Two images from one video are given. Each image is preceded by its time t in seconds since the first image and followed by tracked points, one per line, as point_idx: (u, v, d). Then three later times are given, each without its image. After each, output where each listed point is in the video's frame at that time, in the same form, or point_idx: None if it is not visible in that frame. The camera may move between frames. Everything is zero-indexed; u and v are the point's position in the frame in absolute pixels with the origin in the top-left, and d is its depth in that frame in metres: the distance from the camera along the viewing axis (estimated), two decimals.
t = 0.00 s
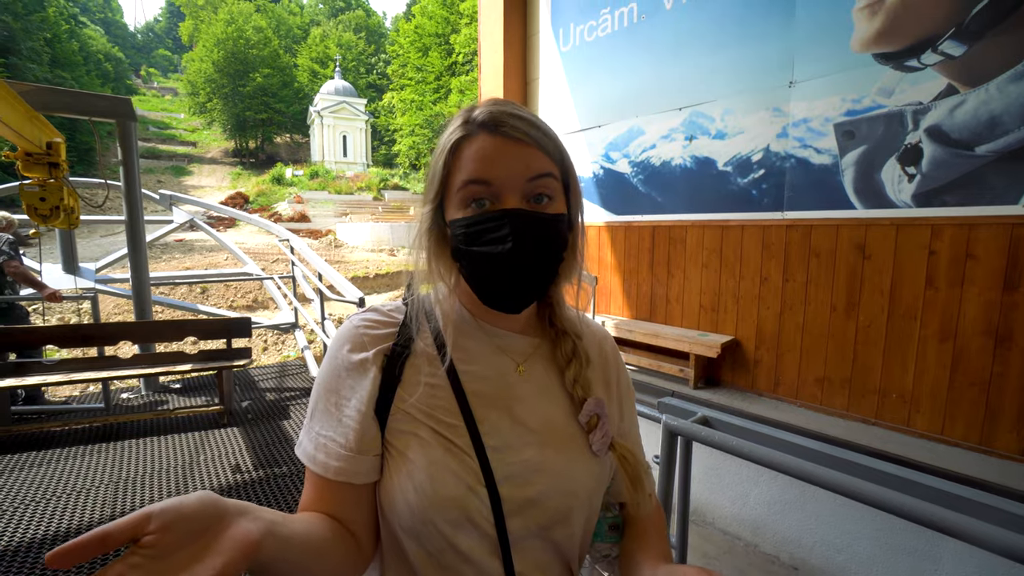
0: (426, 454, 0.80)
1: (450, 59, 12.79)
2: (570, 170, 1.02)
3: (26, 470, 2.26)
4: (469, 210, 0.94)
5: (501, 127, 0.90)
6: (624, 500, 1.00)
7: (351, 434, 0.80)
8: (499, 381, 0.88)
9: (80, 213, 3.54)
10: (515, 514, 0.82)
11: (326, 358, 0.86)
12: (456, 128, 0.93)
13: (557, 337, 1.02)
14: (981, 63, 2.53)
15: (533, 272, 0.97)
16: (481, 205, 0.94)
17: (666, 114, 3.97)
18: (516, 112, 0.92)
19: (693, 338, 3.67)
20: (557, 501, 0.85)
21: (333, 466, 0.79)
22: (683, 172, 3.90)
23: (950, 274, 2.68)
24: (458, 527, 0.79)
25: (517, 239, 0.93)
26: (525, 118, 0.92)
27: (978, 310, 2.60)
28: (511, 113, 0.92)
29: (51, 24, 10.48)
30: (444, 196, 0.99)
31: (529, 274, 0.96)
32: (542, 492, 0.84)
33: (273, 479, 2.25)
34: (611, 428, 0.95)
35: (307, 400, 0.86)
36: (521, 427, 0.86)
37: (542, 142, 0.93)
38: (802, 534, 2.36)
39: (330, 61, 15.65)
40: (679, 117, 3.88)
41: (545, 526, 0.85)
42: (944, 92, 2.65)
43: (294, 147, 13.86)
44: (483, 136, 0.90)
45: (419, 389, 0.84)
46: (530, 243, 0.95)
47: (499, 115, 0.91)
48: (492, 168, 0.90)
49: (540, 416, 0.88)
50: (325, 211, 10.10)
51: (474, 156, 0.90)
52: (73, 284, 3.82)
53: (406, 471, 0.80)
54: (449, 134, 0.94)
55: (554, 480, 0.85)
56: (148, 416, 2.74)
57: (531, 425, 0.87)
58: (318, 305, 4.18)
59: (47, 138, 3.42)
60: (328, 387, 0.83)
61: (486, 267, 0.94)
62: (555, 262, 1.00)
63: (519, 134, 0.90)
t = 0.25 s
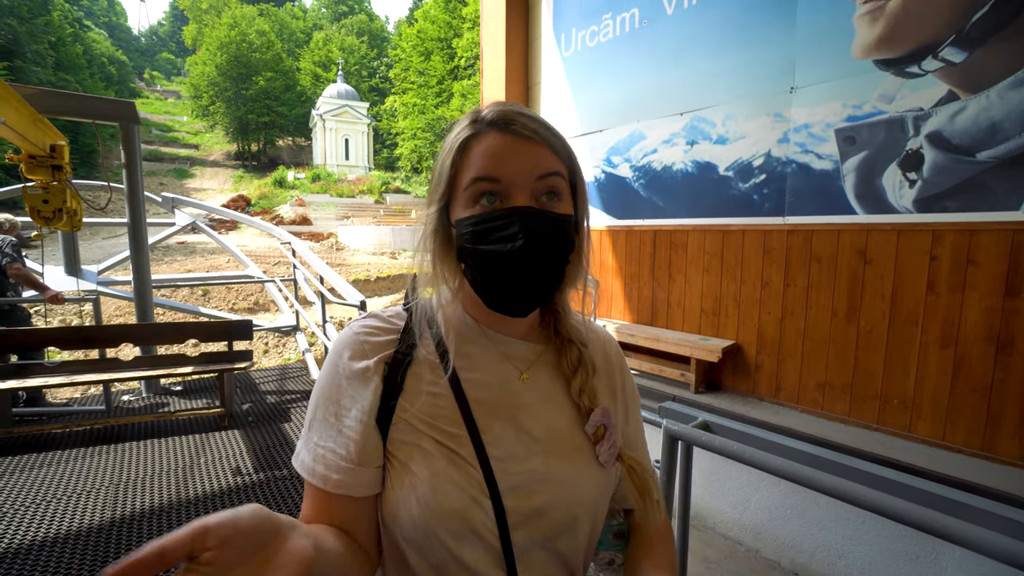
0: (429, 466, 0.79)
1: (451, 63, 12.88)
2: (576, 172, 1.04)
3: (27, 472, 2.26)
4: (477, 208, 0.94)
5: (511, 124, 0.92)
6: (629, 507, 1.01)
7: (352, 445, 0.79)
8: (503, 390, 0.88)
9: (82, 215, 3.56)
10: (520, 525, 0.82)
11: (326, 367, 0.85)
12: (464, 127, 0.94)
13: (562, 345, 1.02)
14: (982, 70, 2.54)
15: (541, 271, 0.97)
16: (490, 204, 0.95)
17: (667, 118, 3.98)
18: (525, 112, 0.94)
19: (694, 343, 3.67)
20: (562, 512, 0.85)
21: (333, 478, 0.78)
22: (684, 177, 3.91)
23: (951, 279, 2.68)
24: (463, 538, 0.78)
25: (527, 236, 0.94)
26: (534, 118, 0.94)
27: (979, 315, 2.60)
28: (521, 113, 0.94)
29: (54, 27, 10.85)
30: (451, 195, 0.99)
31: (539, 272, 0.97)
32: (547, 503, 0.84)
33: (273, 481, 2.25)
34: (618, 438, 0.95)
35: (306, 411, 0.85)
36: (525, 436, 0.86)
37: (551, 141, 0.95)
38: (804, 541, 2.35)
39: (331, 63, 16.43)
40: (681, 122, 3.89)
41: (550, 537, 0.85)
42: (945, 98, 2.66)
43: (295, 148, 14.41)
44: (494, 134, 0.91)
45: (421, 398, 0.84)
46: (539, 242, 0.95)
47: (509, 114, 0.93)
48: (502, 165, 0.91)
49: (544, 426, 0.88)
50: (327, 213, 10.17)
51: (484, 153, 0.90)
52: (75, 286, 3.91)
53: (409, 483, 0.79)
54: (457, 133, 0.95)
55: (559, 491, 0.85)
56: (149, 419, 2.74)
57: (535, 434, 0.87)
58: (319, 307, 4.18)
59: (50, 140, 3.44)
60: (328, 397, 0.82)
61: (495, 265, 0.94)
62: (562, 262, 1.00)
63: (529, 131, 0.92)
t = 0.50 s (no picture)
0: (429, 475, 0.79)
1: (452, 65, 12.93)
2: (582, 172, 1.04)
3: (26, 475, 2.25)
4: (483, 206, 0.94)
5: (520, 123, 0.92)
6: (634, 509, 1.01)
7: (351, 455, 0.78)
8: (504, 395, 0.88)
9: (83, 217, 3.57)
10: (523, 533, 0.81)
11: (323, 374, 0.84)
12: (471, 124, 0.93)
13: (563, 347, 1.02)
14: (981, 73, 2.54)
15: (546, 270, 0.98)
16: (497, 202, 0.95)
17: (667, 121, 3.99)
18: (533, 111, 0.95)
19: (694, 345, 3.67)
20: (565, 519, 0.84)
21: (331, 487, 0.77)
22: (684, 179, 3.91)
23: (951, 282, 2.68)
24: (466, 547, 0.78)
25: (536, 235, 0.95)
26: (543, 117, 0.95)
27: (979, 318, 2.60)
28: (529, 111, 0.94)
29: (56, 30, 10.90)
30: (455, 193, 0.98)
31: (545, 272, 0.98)
32: (551, 510, 0.83)
33: (272, 485, 2.24)
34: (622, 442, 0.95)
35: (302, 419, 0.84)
36: (528, 442, 0.86)
37: (560, 140, 0.95)
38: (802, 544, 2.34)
39: (333, 66, 16.65)
40: (681, 125, 3.90)
41: (553, 543, 0.84)
42: (945, 101, 2.67)
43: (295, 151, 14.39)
44: (503, 132, 0.91)
45: (422, 405, 0.83)
46: (545, 241, 0.96)
47: (517, 112, 0.93)
48: (510, 164, 0.91)
49: (546, 431, 0.88)
50: (327, 215, 10.21)
51: (492, 151, 0.90)
52: (75, 288, 3.92)
53: (410, 493, 0.79)
54: (462, 130, 0.94)
55: (561, 498, 0.85)
56: (149, 421, 2.74)
57: (538, 440, 0.87)
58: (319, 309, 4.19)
59: (52, 142, 3.45)
60: (325, 405, 0.81)
61: (501, 265, 0.94)
62: (566, 262, 1.01)
63: (538, 130, 0.92)
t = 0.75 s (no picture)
0: (435, 477, 0.79)
1: (451, 66, 12.93)
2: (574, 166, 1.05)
3: (25, 475, 2.25)
4: (472, 199, 0.94)
5: (508, 114, 0.92)
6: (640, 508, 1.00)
7: (356, 459, 0.78)
8: (506, 393, 0.88)
9: (81, 217, 3.56)
10: (529, 533, 0.82)
11: (325, 378, 0.84)
12: (460, 117, 0.94)
13: (564, 346, 1.02)
14: (979, 73, 2.55)
15: (537, 262, 0.97)
16: (486, 194, 0.95)
17: (666, 121, 3.99)
18: (521, 103, 0.95)
19: (693, 345, 3.68)
20: (571, 519, 0.84)
21: (337, 491, 0.77)
22: (683, 179, 3.92)
23: (949, 281, 2.68)
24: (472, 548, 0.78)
25: (524, 225, 0.94)
26: (531, 109, 0.95)
27: (977, 317, 2.60)
28: (517, 104, 0.95)
29: (53, 30, 10.88)
30: (446, 187, 0.99)
31: (537, 263, 0.97)
32: (557, 510, 0.84)
33: (271, 485, 2.24)
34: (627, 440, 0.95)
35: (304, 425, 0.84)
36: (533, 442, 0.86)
37: (549, 132, 0.95)
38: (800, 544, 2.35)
39: (331, 66, 16.37)
40: (679, 125, 3.90)
41: (560, 543, 0.84)
42: (942, 102, 2.67)
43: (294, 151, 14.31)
44: (488, 124, 0.91)
45: (425, 406, 0.83)
46: (534, 232, 0.95)
47: (505, 104, 0.93)
48: (498, 155, 0.91)
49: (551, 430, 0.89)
50: (326, 215, 10.22)
51: (480, 142, 0.90)
52: (74, 289, 3.85)
53: (415, 495, 0.79)
54: (452, 124, 0.95)
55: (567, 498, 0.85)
56: (148, 421, 2.74)
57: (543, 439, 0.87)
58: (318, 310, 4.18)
59: (50, 143, 3.45)
60: (328, 409, 0.81)
61: (491, 257, 0.94)
62: (558, 255, 1.00)
63: (524, 121, 0.93)
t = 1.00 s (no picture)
0: (442, 467, 0.80)
1: (450, 62, 12.89)
2: (576, 164, 1.03)
3: (27, 471, 2.26)
4: (468, 199, 0.95)
5: (504, 114, 0.92)
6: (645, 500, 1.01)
7: (363, 450, 0.78)
8: (511, 385, 0.88)
9: (81, 215, 3.56)
10: (536, 524, 0.82)
11: (330, 370, 0.83)
12: (458, 116, 0.94)
13: (567, 340, 1.02)
14: (980, 68, 2.54)
15: (534, 261, 0.97)
16: (481, 194, 0.95)
17: (666, 117, 3.99)
18: (520, 101, 0.94)
19: (693, 341, 3.68)
20: (576, 510, 0.85)
21: (344, 483, 0.77)
22: (683, 175, 3.91)
23: (949, 277, 2.69)
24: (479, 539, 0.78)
25: (516, 226, 0.93)
26: (529, 107, 0.94)
27: (977, 313, 2.60)
28: (515, 102, 0.94)
29: (51, 27, 10.85)
30: (445, 185, 1.00)
31: (532, 263, 0.97)
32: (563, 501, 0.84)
33: (273, 481, 2.25)
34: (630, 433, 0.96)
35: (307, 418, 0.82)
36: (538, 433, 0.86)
37: (547, 131, 0.94)
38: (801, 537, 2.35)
39: (330, 63, 16.62)
40: (679, 121, 3.90)
41: (566, 534, 0.85)
42: (943, 97, 2.67)
43: (294, 148, 14.70)
44: (485, 123, 0.91)
45: (431, 397, 0.83)
46: (528, 232, 0.95)
47: (502, 103, 0.93)
48: (493, 156, 0.91)
49: (555, 420, 0.89)
50: (326, 213, 10.22)
51: (475, 143, 0.90)
52: (74, 286, 3.92)
53: (423, 485, 0.79)
54: (451, 123, 0.96)
55: (572, 487, 0.85)
56: (150, 418, 2.75)
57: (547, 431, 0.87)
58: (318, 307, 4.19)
59: (49, 141, 3.44)
60: (334, 401, 0.80)
61: (486, 257, 0.95)
62: (555, 255, 1.00)
63: (521, 120, 0.91)
